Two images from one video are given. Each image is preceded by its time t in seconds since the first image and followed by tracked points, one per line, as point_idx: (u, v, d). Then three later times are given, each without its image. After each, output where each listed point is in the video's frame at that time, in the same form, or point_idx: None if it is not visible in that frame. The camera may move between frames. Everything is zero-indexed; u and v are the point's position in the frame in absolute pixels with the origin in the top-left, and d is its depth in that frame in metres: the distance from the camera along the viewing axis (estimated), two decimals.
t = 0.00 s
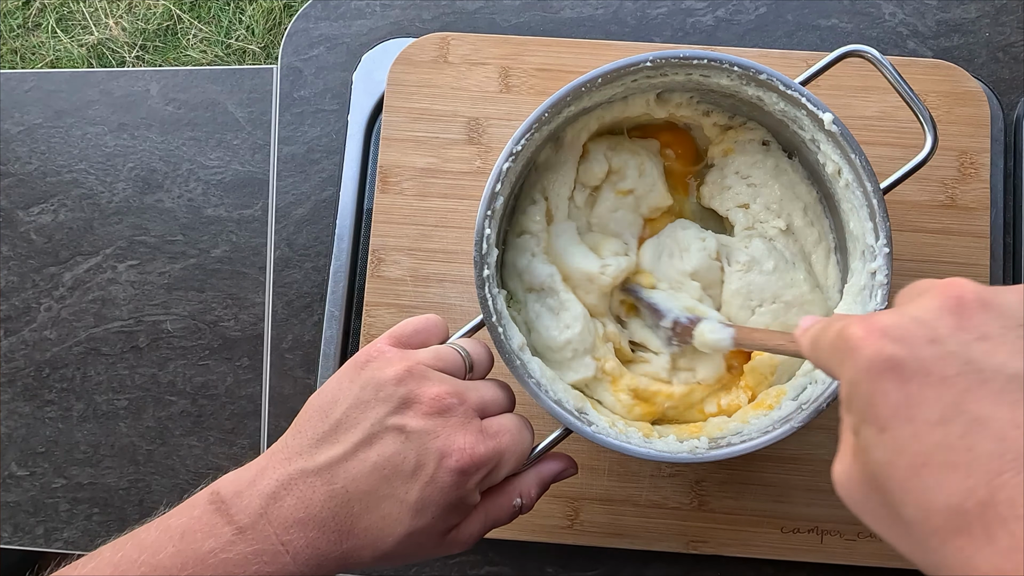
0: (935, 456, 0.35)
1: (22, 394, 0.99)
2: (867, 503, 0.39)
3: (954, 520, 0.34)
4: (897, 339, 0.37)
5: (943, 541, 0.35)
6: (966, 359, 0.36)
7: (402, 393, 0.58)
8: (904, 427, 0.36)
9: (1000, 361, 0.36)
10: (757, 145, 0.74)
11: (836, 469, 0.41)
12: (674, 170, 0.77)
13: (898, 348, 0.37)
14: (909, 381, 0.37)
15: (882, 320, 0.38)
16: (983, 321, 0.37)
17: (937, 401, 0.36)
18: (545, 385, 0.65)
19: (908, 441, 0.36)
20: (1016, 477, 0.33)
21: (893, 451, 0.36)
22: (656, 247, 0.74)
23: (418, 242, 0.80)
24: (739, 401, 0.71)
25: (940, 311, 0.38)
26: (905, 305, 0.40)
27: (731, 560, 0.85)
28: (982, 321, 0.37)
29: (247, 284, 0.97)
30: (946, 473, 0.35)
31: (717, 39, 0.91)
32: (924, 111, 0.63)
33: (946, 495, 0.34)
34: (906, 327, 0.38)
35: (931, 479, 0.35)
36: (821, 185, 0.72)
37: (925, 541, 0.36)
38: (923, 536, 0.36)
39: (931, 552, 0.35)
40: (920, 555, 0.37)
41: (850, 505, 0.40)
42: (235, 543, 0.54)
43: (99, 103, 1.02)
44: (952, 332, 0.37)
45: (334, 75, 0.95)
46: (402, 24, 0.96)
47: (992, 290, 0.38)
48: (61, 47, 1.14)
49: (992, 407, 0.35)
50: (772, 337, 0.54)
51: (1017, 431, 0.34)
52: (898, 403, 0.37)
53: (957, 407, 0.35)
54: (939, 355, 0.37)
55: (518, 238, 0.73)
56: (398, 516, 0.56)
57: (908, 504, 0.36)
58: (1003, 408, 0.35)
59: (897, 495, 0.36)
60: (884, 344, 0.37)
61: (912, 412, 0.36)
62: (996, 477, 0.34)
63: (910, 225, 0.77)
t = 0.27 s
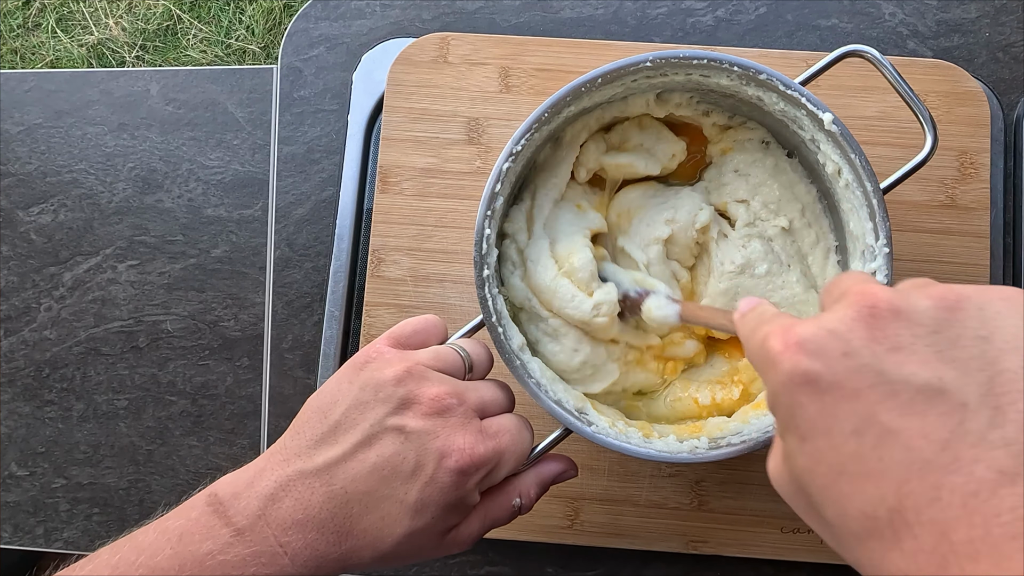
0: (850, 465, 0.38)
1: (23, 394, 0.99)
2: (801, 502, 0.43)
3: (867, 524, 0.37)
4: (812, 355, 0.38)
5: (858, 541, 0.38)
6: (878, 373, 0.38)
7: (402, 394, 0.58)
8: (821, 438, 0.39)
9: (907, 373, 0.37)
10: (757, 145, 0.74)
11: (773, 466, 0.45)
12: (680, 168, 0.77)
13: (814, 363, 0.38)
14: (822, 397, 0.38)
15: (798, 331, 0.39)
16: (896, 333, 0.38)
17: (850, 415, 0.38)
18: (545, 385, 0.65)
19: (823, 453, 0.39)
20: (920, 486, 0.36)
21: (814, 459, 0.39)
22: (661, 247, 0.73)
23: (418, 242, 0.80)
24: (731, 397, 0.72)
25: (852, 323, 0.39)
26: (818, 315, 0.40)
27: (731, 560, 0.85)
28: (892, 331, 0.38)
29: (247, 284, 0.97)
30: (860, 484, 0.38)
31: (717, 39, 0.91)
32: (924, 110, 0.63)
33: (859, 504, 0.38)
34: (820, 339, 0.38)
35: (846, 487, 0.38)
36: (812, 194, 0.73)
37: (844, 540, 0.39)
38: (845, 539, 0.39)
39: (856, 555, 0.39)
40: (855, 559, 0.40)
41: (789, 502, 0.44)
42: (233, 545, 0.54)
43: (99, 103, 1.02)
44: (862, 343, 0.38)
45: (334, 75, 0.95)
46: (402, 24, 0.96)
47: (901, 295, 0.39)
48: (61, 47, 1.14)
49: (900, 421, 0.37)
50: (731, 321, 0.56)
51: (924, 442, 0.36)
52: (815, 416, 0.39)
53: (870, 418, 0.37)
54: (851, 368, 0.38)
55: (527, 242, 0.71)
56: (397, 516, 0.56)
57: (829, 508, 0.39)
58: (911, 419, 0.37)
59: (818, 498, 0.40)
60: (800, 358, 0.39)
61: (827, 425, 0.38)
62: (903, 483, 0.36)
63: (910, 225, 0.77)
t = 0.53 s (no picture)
0: (821, 404, 0.40)
1: (23, 394, 0.99)
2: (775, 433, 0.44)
3: (831, 460, 0.40)
4: (791, 300, 0.40)
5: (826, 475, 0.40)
6: (851, 321, 0.39)
7: (402, 393, 0.58)
8: (793, 377, 0.40)
9: (883, 322, 0.39)
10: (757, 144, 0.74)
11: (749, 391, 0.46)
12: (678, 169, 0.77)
13: (792, 307, 0.40)
14: (799, 339, 0.40)
15: (780, 277, 0.41)
16: (873, 284, 0.40)
17: (822, 358, 0.40)
18: (545, 385, 0.65)
19: (796, 391, 0.41)
20: (886, 426, 0.38)
21: (787, 397, 0.41)
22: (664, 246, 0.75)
23: (418, 242, 0.80)
24: (731, 389, 0.71)
25: (832, 271, 0.40)
26: (803, 260, 0.41)
27: (731, 560, 0.85)
28: (872, 281, 0.40)
29: (247, 284, 0.97)
30: (828, 421, 0.39)
31: (717, 39, 0.91)
32: (924, 110, 0.63)
33: (829, 440, 0.40)
34: (811, 281, 0.40)
35: (815, 425, 0.40)
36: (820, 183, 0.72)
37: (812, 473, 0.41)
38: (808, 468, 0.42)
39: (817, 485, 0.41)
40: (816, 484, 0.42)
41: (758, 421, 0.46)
42: (233, 543, 0.54)
43: (99, 103, 1.02)
44: (840, 291, 0.40)
45: (334, 76, 0.95)
46: (402, 24, 0.96)
47: (883, 246, 0.41)
48: (61, 47, 1.14)
49: (871, 365, 0.39)
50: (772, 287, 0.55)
51: (890, 387, 0.38)
52: (790, 356, 0.40)
53: (841, 362, 0.39)
54: (828, 315, 0.40)
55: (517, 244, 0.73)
56: (397, 516, 0.56)
57: (797, 440, 0.41)
58: (881, 366, 0.39)
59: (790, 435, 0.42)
60: (779, 303, 0.40)
61: (800, 365, 0.40)
62: (870, 427, 0.38)
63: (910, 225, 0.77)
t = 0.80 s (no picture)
0: (925, 368, 0.39)
1: (22, 394, 0.99)
2: (877, 400, 0.44)
3: (940, 428, 0.39)
4: (893, 257, 0.39)
5: (938, 444, 0.39)
6: (962, 277, 0.39)
7: (402, 392, 0.58)
8: (896, 341, 0.40)
9: (994, 281, 0.38)
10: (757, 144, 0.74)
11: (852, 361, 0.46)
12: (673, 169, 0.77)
13: (894, 266, 0.39)
14: (903, 300, 0.39)
15: (880, 232, 0.40)
16: (982, 237, 0.39)
17: (927, 321, 0.39)
18: (545, 385, 0.65)
19: (899, 354, 0.40)
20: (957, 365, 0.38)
21: (889, 362, 0.41)
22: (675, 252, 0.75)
23: (418, 242, 0.80)
24: (736, 398, 0.71)
25: (938, 226, 0.39)
26: (904, 216, 0.41)
27: (731, 560, 0.85)
28: (980, 236, 0.39)
29: (247, 284, 0.97)
30: (936, 386, 0.39)
31: (717, 39, 0.91)
32: (924, 110, 0.63)
33: (934, 404, 0.39)
34: (971, 236, 0.39)
35: (920, 391, 0.40)
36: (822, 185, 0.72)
37: (916, 438, 0.41)
38: (922, 443, 0.41)
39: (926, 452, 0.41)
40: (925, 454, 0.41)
41: (862, 391, 0.46)
42: (233, 541, 0.54)
43: (99, 103, 1.02)
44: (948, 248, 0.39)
45: (334, 76, 0.95)
46: (402, 24, 0.96)
47: (994, 200, 0.39)
48: (61, 47, 1.14)
49: (983, 328, 0.38)
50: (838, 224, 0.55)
51: (1005, 351, 0.38)
52: (893, 317, 0.40)
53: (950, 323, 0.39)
54: (933, 274, 0.39)
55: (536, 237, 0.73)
56: (397, 514, 0.56)
57: (904, 408, 0.41)
58: (993, 327, 0.38)
59: (895, 402, 0.41)
60: (881, 260, 0.40)
61: (903, 329, 0.40)
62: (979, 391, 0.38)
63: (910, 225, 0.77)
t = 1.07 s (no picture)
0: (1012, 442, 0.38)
1: (22, 394, 0.99)
2: (946, 487, 0.43)
3: None
4: (978, 321, 0.40)
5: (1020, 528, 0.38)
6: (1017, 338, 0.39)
7: (402, 393, 0.58)
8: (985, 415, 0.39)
9: None
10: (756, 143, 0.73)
11: (918, 451, 0.45)
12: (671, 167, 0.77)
13: (979, 329, 0.40)
14: (991, 366, 0.39)
15: (961, 297, 0.41)
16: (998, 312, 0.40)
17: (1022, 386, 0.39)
18: (545, 385, 0.65)
19: (984, 428, 0.39)
20: None
21: (975, 438, 0.39)
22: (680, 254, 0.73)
23: (418, 242, 0.80)
24: (736, 395, 0.71)
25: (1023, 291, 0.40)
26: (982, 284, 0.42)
27: (730, 560, 0.85)
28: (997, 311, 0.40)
29: (247, 284, 0.97)
30: None
31: (717, 39, 0.91)
32: (924, 110, 0.63)
33: None
34: (988, 306, 0.40)
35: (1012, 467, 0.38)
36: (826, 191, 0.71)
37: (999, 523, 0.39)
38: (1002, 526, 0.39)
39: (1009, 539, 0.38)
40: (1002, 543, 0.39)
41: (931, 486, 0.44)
42: (233, 544, 0.54)
43: (99, 103, 1.02)
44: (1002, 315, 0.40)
45: (334, 76, 0.95)
46: (402, 24, 0.96)
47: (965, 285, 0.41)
48: (61, 47, 1.14)
49: None
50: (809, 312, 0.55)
51: None
52: (978, 385, 0.40)
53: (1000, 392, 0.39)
54: None
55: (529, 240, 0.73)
56: (397, 516, 0.56)
57: (988, 487, 0.39)
58: None
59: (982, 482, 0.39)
60: (966, 323, 0.40)
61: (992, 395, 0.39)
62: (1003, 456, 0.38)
63: (910, 225, 0.77)
